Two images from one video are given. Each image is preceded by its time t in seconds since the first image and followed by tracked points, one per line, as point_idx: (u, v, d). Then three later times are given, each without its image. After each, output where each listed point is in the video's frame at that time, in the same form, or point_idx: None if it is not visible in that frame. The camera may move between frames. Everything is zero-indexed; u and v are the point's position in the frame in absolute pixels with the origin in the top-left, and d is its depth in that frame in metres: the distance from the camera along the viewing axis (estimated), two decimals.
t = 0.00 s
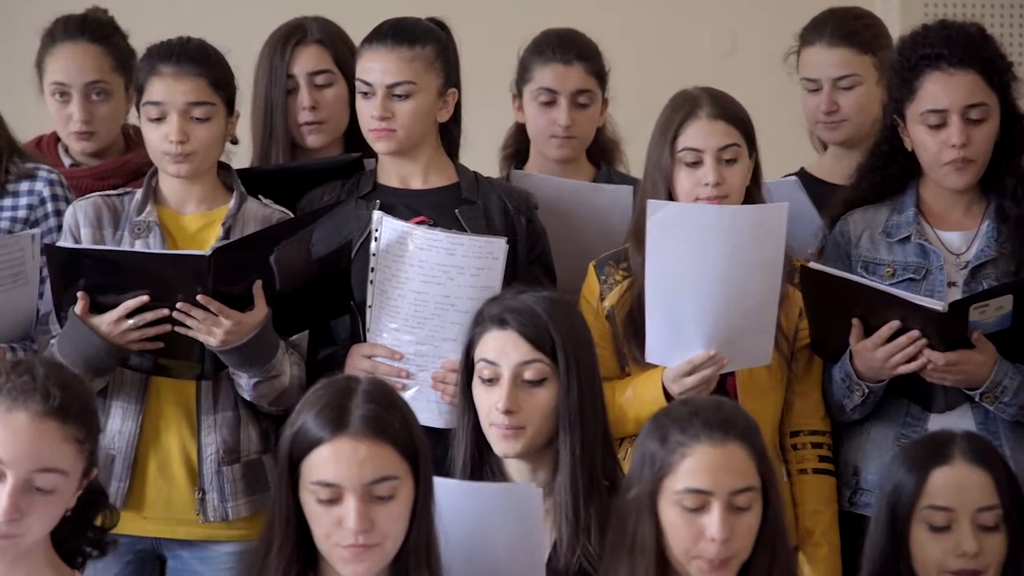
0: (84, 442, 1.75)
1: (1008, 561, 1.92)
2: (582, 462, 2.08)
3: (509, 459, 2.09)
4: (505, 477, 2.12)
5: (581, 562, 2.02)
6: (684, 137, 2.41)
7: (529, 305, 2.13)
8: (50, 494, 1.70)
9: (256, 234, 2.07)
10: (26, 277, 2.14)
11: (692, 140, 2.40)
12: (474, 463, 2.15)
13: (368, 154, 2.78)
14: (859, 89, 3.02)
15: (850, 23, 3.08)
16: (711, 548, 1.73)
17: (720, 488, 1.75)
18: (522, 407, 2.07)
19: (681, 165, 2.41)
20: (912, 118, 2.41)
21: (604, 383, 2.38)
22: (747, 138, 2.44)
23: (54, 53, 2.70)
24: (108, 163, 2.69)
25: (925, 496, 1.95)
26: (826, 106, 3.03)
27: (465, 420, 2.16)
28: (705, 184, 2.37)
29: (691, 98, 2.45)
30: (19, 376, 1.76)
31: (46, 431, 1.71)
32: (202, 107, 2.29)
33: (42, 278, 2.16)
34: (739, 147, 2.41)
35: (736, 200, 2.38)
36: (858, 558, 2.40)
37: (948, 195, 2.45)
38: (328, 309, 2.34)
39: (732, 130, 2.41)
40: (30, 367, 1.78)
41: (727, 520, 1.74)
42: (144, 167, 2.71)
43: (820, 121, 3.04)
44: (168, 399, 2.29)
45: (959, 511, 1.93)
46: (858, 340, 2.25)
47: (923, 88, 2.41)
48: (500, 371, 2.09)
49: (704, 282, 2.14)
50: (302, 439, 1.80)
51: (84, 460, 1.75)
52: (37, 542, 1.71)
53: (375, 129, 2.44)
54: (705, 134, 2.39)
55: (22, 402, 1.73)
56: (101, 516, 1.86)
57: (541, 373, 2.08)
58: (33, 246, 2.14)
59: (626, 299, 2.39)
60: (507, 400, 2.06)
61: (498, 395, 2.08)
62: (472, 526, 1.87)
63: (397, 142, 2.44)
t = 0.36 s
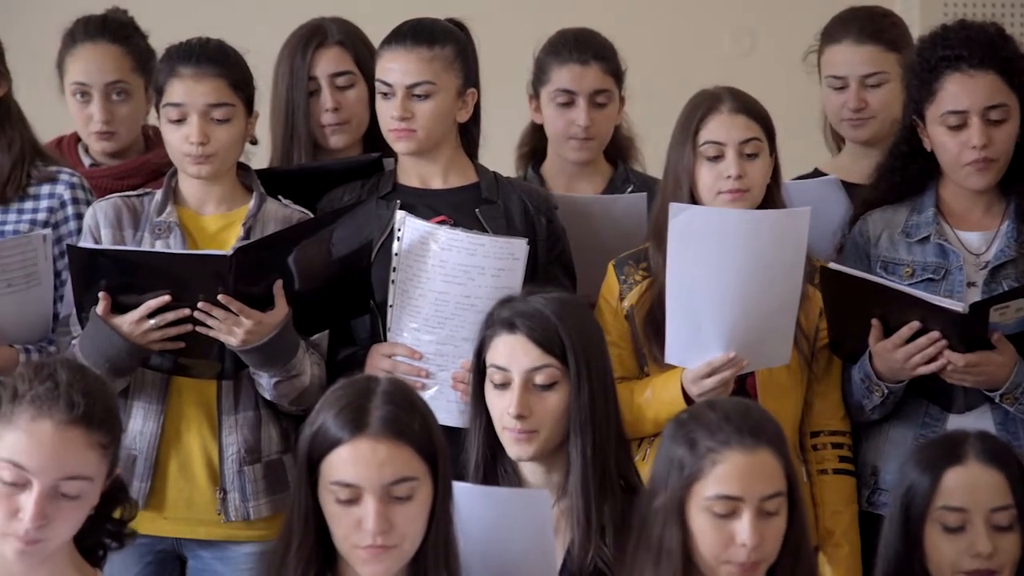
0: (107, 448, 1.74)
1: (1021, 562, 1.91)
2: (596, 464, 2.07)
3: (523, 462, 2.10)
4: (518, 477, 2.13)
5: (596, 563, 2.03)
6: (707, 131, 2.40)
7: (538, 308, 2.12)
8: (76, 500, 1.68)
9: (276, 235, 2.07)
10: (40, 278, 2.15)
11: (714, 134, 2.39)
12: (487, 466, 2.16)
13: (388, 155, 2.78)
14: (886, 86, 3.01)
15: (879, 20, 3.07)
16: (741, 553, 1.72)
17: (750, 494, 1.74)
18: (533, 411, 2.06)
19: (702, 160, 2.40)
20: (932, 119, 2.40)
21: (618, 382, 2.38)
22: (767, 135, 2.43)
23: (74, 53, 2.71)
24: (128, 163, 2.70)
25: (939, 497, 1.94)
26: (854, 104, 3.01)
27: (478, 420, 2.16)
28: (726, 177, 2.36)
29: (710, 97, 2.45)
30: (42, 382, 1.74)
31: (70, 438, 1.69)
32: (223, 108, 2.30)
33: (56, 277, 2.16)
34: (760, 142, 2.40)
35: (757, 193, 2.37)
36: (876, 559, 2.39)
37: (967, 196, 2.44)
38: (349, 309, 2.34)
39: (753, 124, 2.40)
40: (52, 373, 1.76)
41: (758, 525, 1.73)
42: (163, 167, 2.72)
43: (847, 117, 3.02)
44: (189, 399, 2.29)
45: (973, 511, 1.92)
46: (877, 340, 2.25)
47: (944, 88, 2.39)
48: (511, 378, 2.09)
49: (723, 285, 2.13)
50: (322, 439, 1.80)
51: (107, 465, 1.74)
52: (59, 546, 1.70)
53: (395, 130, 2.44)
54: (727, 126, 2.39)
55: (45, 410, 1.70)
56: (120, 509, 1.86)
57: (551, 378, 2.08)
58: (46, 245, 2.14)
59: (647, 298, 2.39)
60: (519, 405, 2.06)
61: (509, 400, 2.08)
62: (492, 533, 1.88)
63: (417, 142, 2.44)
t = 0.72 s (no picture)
0: (123, 448, 1.74)
1: None
2: (613, 464, 2.06)
3: (543, 466, 2.09)
4: (536, 480, 2.12)
5: (614, 565, 2.02)
6: (723, 133, 2.38)
7: (556, 312, 2.11)
8: (94, 501, 1.68)
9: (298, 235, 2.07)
10: (59, 280, 2.18)
11: (730, 136, 2.37)
12: (504, 468, 2.15)
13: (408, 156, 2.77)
14: (905, 88, 2.98)
15: (898, 22, 3.03)
16: (761, 562, 1.70)
17: (770, 503, 1.73)
18: (554, 415, 2.05)
19: (720, 161, 2.38)
20: (961, 121, 2.37)
21: (637, 383, 2.37)
22: (787, 135, 2.41)
23: (96, 54, 2.72)
24: (147, 164, 2.71)
25: (953, 499, 1.93)
26: (872, 106, 2.97)
27: (496, 421, 2.15)
28: (744, 180, 2.34)
29: (727, 97, 2.42)
30: (57, 385, 1.75)
31: (86, 440, 1.70)
32: (245, 109, 2.30)
33: (75, 281, 2.19)
34: (777, 142, 2.38)
35: (776, 195, 2.35)
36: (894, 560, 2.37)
37: (993, 197, 2.41)
38: (370, 311, 2.33)
39: (770, 126, 2.38)
40: (66, 376, 1.77)
41: (777, 533, 1.72)
42: (183, 168, 2.73)
43: (866, 119, 2.98)
44: (210, 400, 2.30)
45: (988, 513, 1.90)
46: (901, 342, 2.23)
47: (973, 90, 2.36)
48: (530, 382, 2.08)
49: (743, 287, 2.11)
50: (340, 440, 1.79)
51: (124, 466, 1.74)
52: (82, 546, 1.71)
53: (414, 131, 2.44)
54: (743, 128, 2.37)
55: (59, 413, 1.71)
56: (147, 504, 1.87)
57: (571, 382, 2.07)
58: (65, 249, 2.17)
59: (666, 300, 2.37)
60: (539, 410, 2.05)
61: (529, 405, 2.06)
62: (513, 530, 1.87)
63: (436, 143, 2.43)
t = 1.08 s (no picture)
0: (143, 447, 1.75)
1: None
2: (631, 464, 2.06)
3: (562, 467, 2.08)
4: (555, 480, 2.11)
5: (633, 564, 2.01)
6: (747, 129, 2.37)
7: (573, 312, 2.10)
8: (115, 501, 1.69)
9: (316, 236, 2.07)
10: (84, 283, 2.18)
11: (755, 131, 2.36)
12: (522, 468, 2.15)
13: (427, 157, 2.78)
14: (925, 90, 2.96)
15: (918, 23, 3.01)
16: (778, 566, 1.69)
17: (787, 509, 1.72)
18: (572, 417, 2.05)
19: (743, 158, 2.37)
20: (987, 121, 2.36)
21: (656, 383, 2.36)
22: (809, 133, 2.40)
23: (116, 56, 2.74)
24: (167, 165, 2.72)
25: (980, 499, 1.92)
26: (892, 109, 2.96)
27: (514, 422, 2.14)
28: (768, 175, 2.33)
29: (751, 95, 2.42)
30: (77, 386, 1.76)
31: (105, 439, 1.70)
32: (265, 111, 2.30)
33: (100, 283, 2.20)
34: (802, 141, 2.38)
35: (799, 191, 2.34)
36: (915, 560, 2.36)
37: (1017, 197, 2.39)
38: (389, 311, 2.33)
39: (795, 122, 2.38)
40: (85, 378, 1.77)
41: (793, 538, 1.71)
42: (204, 169, 2.74)
43: (886, 122, 2.96)
44: (231, 400, 2.31)
45: (1013, 513, 1.89)
46: (921, 342, 2.21)
47: (1000, 90, 2.35)
48: (549, 383, 2.08)
49: (762, 286, 2.10)
50: (359, 440, 1.79)
51: (145, 466, 1.74)
52: (105, 545, 1.72)
53: (434, 131, 2.44)
54: (768, 124, 2.36)
55: (78, 414, 1.72)
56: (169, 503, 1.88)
57: (589, 384, 2.07)
58: (91, 253, 2.18)
59: (685, 300, 2.36)
60: (558, 412, 2.04)
61: (548, 407, 2.06)
62: (532, 532, 1.86)
63: (455, 143, 2.44)
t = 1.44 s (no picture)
0: (165, 434, 1.76)
1: None
2: (649, 464, 2.06)
3: (580, 469, 2.08)
4: (573, 481, 2.11)
5: (651, 564, 2.01)
6: (768, 133, 2.37)
7: (591, 314, 2.10)
8: (138, 489, 1.69)
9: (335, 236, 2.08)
10: (104, 284, 2.19)
11: (776, 136, 2.36)
12: (539, 470, 2.14)
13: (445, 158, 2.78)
14: (948, 90, 2.95)
15: (939, 23, 3.00)
16: (793, 567, 1.69)
17: (803, 510, 1.72)
18: (591, 419, 2.05)
19: (763, 162, 2.37)
20: (1006, 121, 2.35)
21: (674, 383, 2.36)
22: (829, 136, 2.40)
23: (135, 58, 2.75)
24: (187, 166, 2.72)
25: (992, 501, 1.91)
26: (914, 109, 2.95)
27: (530, 422, 2.15)
28: (787, 181, 2.33)
29: (774, 96, 2.41)
30: (99, 373, 1.77)
31: (127, 426, 1.71)
32: (283, 111, 2.31)
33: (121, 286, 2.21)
34: (822, 146, 2.37)
35: (817, 199, 2.34)
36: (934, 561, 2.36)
37: None
38: (407, 312, 2.34)
39: (816, 127, 2.37)
40: (105, 368, 1.79)
41: (810, 538, 1.71)
42: (224, 169, 2.74)
43: (907, 123, 2.96)
44: (249, 400, 2.31)
45: None
46: (942, 342, 2.20)
47: (1020, 90, 2.34)
48: (567, 386, 2.08)
49: (780, 284, 2.10)
50: (379, 441, 1.79)
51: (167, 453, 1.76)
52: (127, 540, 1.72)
53: (453, 131, 2.45)
54: (789, 129, 2.36)
55: (100, 402, 1.73)
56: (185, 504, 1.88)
57: (607, 387, 2.07)
58: (113, 254, 2.18)
59: (703, 299, 2.36)
60: (576, 415, 2.05)
61: (567, 409, 2.06)
62: (553, 529, 1.86)
63: (474, 143, 2.44)
